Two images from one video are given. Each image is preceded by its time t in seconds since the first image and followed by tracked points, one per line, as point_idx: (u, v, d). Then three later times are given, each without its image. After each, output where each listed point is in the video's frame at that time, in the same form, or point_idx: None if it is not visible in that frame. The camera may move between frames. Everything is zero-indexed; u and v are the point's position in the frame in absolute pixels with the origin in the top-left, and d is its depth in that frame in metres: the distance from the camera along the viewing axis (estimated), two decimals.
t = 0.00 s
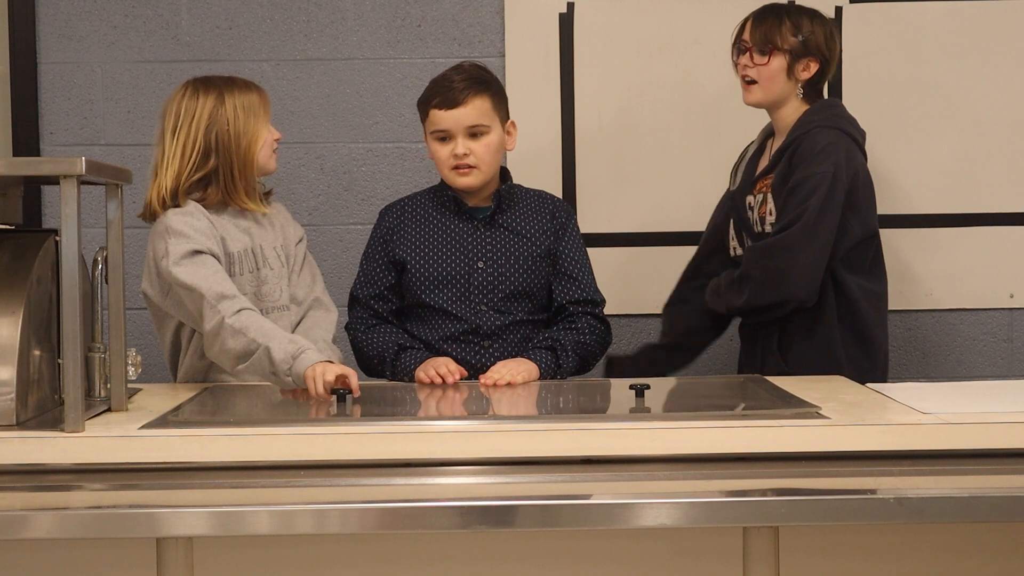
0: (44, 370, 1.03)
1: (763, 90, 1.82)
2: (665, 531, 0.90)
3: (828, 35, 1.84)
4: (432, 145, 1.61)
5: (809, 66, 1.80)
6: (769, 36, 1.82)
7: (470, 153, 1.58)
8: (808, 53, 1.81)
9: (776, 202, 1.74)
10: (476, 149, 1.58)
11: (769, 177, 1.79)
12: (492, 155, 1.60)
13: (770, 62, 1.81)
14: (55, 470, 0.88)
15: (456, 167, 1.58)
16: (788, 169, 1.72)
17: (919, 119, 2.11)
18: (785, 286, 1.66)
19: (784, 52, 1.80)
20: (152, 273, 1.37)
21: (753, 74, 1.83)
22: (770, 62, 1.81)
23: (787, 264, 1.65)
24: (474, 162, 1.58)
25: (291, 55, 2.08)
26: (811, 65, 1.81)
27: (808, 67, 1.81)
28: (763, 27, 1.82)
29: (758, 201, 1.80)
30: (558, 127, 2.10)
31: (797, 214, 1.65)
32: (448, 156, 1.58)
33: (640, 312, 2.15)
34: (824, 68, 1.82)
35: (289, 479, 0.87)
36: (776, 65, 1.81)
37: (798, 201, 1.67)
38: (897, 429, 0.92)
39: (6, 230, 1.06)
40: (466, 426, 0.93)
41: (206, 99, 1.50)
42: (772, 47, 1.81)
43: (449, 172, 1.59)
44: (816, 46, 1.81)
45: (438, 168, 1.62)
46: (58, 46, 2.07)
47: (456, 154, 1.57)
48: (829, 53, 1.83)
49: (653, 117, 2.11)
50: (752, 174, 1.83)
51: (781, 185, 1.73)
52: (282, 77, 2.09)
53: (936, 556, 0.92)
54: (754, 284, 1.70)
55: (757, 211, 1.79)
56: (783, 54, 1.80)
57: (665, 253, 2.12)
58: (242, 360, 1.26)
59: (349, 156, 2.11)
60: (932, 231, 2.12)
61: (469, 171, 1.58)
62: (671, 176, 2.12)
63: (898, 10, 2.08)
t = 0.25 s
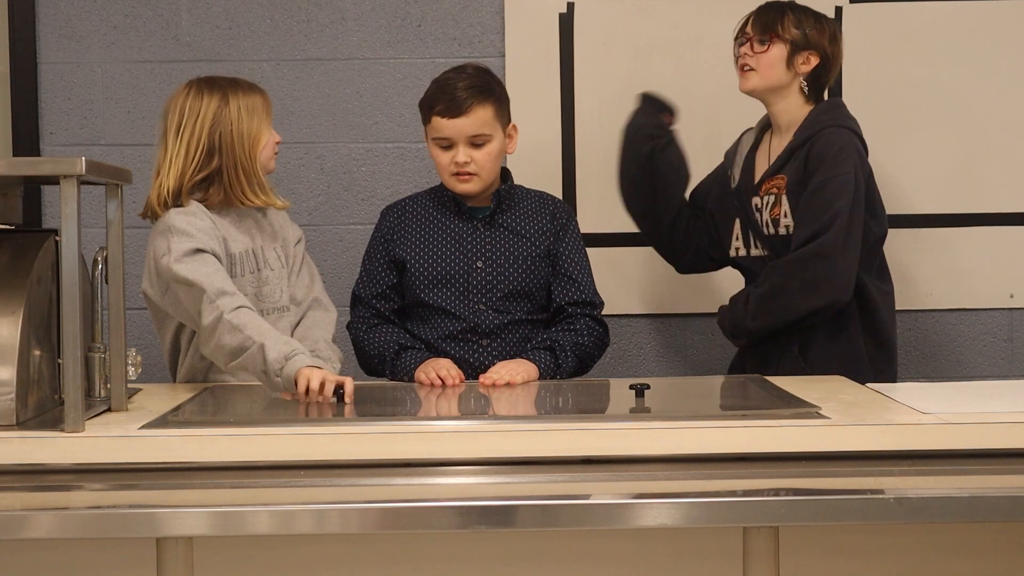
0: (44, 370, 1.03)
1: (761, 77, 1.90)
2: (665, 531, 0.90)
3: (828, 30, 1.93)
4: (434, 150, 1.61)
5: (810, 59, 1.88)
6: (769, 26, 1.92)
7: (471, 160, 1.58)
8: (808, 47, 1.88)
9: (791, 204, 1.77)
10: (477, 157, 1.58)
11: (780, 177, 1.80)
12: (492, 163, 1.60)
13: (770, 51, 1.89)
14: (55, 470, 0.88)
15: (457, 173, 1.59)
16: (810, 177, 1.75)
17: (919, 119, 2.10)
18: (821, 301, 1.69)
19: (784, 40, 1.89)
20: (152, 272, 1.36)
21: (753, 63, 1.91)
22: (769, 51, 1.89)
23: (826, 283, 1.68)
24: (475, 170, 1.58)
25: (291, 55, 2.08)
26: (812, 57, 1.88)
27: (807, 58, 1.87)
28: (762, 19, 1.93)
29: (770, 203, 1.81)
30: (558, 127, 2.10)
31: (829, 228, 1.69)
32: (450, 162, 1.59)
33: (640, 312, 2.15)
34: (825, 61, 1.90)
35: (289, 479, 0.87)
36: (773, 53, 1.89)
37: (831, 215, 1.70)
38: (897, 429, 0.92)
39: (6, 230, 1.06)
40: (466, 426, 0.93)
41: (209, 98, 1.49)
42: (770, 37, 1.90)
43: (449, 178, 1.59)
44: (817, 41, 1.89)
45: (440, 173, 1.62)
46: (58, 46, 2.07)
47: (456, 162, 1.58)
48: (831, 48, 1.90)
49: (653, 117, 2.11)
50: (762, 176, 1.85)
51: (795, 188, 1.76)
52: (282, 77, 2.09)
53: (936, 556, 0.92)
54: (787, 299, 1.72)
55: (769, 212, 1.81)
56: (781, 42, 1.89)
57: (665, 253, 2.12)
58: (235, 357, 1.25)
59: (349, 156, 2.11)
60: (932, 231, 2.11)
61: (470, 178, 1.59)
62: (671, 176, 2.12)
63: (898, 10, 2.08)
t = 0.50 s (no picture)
0: (44, 370, 1.03)
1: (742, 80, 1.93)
2: (664, 531, 0.90)
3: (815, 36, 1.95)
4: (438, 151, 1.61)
5: (795, 65, 1.90)
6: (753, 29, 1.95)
7: (478, 162, 1.58)
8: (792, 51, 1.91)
9: (786, 210, 1.78)
10: (483, 158, 1.58)
11: (771, 182, 1.79)
12: (497, 163, 1.60)
13: (753, 56, 1.92)
14: (55, 470, 0.88)
15: (461, 174, 1.58)
16: (811, 188, 1.78)
17: (919, 119, 2.09)
18: (839, 311, 1.81)
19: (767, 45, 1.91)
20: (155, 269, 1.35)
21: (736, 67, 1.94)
22: (752, 56, 1.92)
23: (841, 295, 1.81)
24: (480, 171, 1.58)
25: (291, 55, 2.08)
26: (795, 63, 1.90)
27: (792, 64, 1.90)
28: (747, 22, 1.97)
29: (757, 207, 1.80)
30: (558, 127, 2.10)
31: (838, 246, 1.78)
32: (455, 163, 1.59)
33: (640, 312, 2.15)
34: (808, 67, 1.91)
35: (289, 479, 0.87)
36: (757, 57, 1.92)
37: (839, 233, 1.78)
38: (897, 429, 0.92)
39: (6, 229, 1.06)
40: (466, 426, 0.93)
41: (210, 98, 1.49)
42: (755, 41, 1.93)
43: (453, 179, 1.59)
44: (800, 46, 1.92)
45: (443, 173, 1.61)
46: (58, 46, 2.07)
47: (462, 163, 1.58)
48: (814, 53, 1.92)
49: (653, 117, 2.11)
50: (749, 178, 1.83)
51: (790, 194, 1.77)
52: (282, 77, 2.09)
53: (936, 556, 0.92)
54: (806, 313, 1.79)
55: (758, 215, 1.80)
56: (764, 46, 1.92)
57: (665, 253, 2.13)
58: (233, 342, 1.25)
59: (349, 156, 2.11)
60: (932, 231, 2.11)
61: (475, 178, 1.59)
62: (671, 176, 2.12)
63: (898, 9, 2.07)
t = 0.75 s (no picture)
0: (44, 370, 1.03)
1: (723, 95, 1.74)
2: (664, 531, 0.90)
3: (778, 27, 1.81)
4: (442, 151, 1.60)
5: (768, 65, 1.74)
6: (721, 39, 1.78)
7: (484, 164, 1.58)
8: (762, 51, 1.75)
9: (761, 206, 1.64)
10: (489, 161, 1.59)
11: (746, 180, 1.66)
12: (503, 166, 1.60)
13: (725, 65, 1.74)
14: (56, 470, 0.88)
15: (468, 177, 1.58)
16: (790, 188, 1.63)
17: (919, 119, 2.08)
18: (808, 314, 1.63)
19: (738, 53, 1.75)
20: (160, 276, 1.33)
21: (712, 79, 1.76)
22: (726, 66, 1.74)
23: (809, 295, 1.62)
24: (487, 174, 1.58)
25: (291, 55, 2.08)
26: (769, 62, 1.74)
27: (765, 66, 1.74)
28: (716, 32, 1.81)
29: (732, 205, 1.66)
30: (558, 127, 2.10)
31: (814, 247, 1.61)
32: (460, 165, 1.58)
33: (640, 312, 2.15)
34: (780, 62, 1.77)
35: (289, 479, 0.87)
36: (733, 68, 1.73)
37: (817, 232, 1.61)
38: (898, 429, 0.92)
39: (6, 229, 1.06)
40: (466, 426, 0.93)
41: (213, 98, 1.48)
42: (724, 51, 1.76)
43: (461, 181, 1.59)
44: (770, 44, 1.77)
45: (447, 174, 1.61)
46: (58, 46, 2.07)
47: (469, 165, 1.57)
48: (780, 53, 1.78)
49: (653, 117, 2.11)
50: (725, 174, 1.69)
51: (768, 193, 1.64)
52: (282, 77, 2.09)
53: (936, 556, 0.92)
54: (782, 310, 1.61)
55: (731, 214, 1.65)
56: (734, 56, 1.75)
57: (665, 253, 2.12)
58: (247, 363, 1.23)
59: (349, 156, 2.11)
60: (933, 230, 2.10)
61: (481, 180, 1.59)
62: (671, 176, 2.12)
63: (898, 8, 2.06)
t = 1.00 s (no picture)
0: (44, 370, 1.03)
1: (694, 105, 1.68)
2: (664, 531, 0.90)
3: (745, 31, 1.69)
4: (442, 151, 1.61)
5: (736, 69, 1.67)
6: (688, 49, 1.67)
7: (487, 165, 1.59)
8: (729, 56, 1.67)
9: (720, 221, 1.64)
10: (491, 163, 1.59)
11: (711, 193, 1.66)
12: (503, 167, 1.61)
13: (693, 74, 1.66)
14: (56, 470, 0.88)
15: (470, 178, 1.59)
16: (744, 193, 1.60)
17: (919, 120, 2.08)
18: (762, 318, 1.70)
19: (705, 62, 1.66)
20: (162, 279, 1.32)
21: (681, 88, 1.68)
22: (693, 75, 1.66)
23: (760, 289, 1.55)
24: (489, 176, 1.59)
25: (291, 55, 2.08)
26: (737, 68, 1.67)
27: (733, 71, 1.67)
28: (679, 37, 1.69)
29: (698, 221, 1.68)
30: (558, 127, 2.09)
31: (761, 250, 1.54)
32: (462, 166, 1.59)
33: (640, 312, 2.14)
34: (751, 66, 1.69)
35: (289, 479, 0.87)
36: (700, 77, 1.66)
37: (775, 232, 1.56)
38: (897, 429, 0.93)
39: (6, 229, 1.06)
40: (466, 426, 0.94)
41: (213, 98, 1.44)
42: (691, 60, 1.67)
43: (462, 182, 1.60)
44: (738, 50, 1.67)
45: (447, 174, 1.61)
46: (58, 46, 2.07)
47: (473, 167, 1.58)
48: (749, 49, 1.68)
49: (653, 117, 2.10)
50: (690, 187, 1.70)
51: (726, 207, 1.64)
52: (282, 77, 2.09)
53: (936, 556, 0.92)
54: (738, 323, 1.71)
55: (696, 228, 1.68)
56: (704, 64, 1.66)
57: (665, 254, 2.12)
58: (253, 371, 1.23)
59: (349, 156, 2.11)
60: (933, 231, 2.11)
61: (483, 182, 1.60)
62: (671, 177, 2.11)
63: (899, 9, 2.06)
